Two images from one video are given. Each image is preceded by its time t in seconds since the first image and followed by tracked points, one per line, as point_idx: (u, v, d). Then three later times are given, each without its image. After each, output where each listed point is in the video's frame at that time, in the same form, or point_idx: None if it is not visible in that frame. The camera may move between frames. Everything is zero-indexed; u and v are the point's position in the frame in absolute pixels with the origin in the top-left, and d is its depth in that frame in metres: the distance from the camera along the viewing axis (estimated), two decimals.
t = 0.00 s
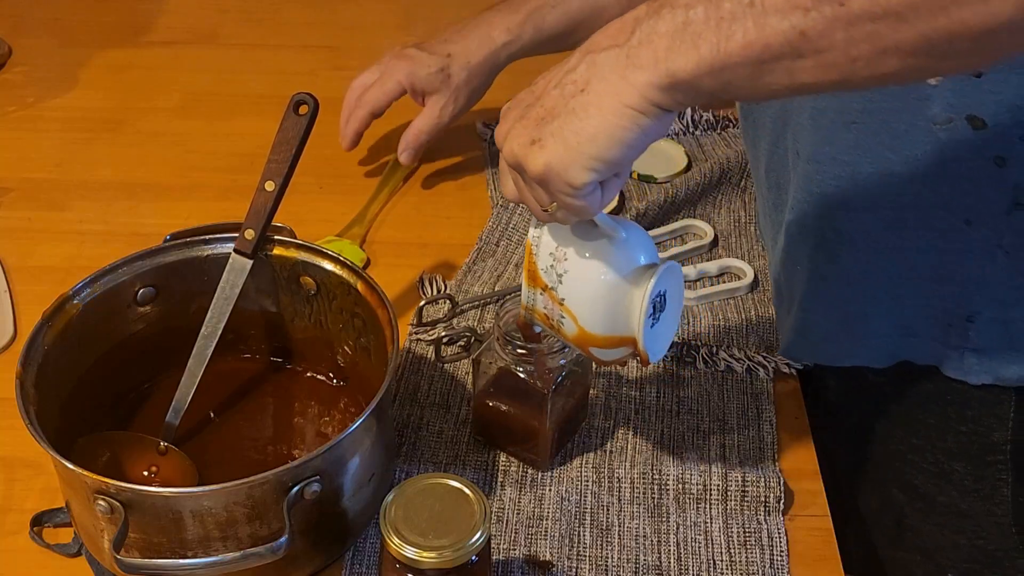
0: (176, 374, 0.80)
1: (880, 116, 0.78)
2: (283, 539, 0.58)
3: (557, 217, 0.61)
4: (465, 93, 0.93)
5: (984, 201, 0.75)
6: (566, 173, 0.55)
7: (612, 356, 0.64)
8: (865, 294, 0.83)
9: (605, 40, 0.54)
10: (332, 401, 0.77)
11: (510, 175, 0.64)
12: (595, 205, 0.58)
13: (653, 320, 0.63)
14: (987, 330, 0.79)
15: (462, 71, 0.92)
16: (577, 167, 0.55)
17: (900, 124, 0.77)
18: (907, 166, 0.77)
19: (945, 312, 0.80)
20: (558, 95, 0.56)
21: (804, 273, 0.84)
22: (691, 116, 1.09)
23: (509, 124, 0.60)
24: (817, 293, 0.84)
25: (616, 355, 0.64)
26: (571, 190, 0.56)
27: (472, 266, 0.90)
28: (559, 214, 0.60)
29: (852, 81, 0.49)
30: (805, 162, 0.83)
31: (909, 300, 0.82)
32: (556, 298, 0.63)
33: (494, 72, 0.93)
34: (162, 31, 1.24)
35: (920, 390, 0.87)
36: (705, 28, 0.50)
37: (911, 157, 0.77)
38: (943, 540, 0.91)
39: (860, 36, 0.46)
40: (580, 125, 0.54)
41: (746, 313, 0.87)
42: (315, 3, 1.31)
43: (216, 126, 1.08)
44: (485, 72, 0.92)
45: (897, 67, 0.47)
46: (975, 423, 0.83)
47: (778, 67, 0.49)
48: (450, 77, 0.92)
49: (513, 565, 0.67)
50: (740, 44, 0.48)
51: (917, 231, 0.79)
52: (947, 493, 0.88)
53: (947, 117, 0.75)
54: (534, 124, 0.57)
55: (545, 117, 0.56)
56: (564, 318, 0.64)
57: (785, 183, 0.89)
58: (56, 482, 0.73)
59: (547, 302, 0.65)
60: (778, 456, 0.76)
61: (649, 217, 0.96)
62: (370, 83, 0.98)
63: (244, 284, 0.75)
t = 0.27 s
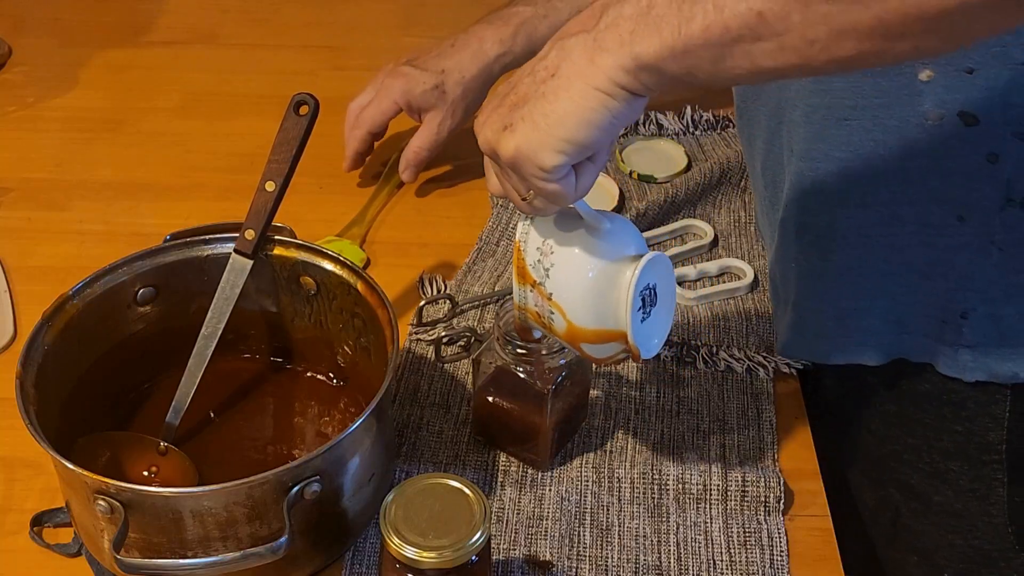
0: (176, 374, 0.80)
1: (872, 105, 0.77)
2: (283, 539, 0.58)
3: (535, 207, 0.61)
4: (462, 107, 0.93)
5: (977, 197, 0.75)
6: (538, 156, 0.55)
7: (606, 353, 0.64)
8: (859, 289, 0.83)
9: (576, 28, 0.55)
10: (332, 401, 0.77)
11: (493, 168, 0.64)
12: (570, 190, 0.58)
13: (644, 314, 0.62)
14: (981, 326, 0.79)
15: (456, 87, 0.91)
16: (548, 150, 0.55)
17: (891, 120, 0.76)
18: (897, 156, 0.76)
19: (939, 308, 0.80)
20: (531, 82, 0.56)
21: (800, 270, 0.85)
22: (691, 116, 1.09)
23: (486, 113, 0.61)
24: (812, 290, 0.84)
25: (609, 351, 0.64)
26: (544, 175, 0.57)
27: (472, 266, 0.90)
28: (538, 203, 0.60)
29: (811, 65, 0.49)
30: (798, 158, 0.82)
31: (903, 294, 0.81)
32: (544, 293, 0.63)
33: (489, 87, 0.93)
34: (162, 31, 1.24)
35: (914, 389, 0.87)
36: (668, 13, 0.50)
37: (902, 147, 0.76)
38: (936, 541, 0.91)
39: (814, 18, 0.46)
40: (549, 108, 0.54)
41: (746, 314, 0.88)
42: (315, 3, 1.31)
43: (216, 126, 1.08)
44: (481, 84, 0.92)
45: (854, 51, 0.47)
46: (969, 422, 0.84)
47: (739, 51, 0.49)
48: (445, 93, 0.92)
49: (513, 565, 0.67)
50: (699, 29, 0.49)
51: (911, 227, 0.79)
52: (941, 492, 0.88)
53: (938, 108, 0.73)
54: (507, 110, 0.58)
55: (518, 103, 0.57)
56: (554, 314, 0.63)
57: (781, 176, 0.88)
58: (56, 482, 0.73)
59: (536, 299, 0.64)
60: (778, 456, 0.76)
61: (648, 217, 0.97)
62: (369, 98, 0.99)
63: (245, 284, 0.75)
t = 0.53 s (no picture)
0: (176, 375, 0.80)
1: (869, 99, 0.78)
2: (283, 539, 0.58)
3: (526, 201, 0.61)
4: (458, 101, 0.94)
5: (972, 195, 0.75)
6: (524, 147, 0.55)
7: (604, 348, 0.64)
8: (854, 287, 0.83)
9: (563, 24, 0.56)
10: (333, 400, 0.77)
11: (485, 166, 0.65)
12: (558, 182, 0.58)
13: (640, 307, 0.62)
14: (976, 324, 0.79)
15: (455, 79, 0.93)
16: (534, 141, 0.55)
17: (885, 119, 0.77)
18: (891, 151, 0.77)
19: (934, 306, 0.80)
20: (520, 76, 0.57)
21: (796, 269, 0.85)
22: (691, 116, 1.10)
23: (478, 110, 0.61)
24: (810, 289, 0.84)
25: (604, 346, 0.63)
26: (531, 167, 0.57)
27: (472, 266, 0.90)
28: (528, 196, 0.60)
29: (789, 57, 0.49)
30: (793, 157, 0.82)
31: (898, 292, 0.81)
32: (541, 288, 0.63)
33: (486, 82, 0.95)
34: (162, 31, 1.24)
35: (911, 388, 0.87)
36: (649, 6, 0.50)
37: (896, 144, 0.76)
38: (933, 540, 0.91)
39: (790, 9, 0.46)
40: (536, 99, 0.54)
41: (746, 314, 0.88)
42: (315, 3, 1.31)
43: (216, 126, 1.08)
44: (478, 79, 0.94)
45: (837, 43, 0.47)
46: (964, 422, 0.84)
47: (717, 41, 0.50)
48: (443, 84, 0.93)
49: (512, 565, 0.67)
50: (678, 22, 0.49)
51: (905, 225, 0.79)
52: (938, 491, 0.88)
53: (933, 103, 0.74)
54: (495, 105, 0.58)
55: (505, 98, 0.57)
56: (551, 308, 0.63)
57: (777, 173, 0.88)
58: (55, 482, 0.73)
59: (534, 294, 0.64)
60: (778, 456, 0.76)
61: (648, 217, 0.97)
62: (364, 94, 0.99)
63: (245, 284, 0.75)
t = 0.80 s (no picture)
0: (176, 375, 0.80)
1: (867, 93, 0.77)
2: (283, 539, 0.58)
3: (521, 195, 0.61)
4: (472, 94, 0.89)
5: (970, 194, 0.75)
6: (514, 140, 0.55)
7: (601, 344, 0.63)
8: (853, 286, 0.83)
9: (553, 19, 0.55)
10: (333, 400, 0.77)
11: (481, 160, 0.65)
12: (550, 175, 0.58)
13: (636, 302, 0.62)
14: (975, 323, 0.78)
15: (467, 71, 0.89)
16: (524, 135, 0.55)
17: (883, 119, 0.77)
18: (890, 151, 0.77)
19: (933, 305, 0.80)
20: (510, 71, 0.56)
21: (796, 268, 0.85)
22: (691, 116, 1.10)
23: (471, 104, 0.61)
24: (811, 289, 0.83)
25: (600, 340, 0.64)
26: (522, 160, 0.57)
27: (472, 266, 0.90)
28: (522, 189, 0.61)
29: (773, 52, 0.49)
30: (791, 157, 0.82)
31: (896, 290, 0.81)
32: (537, 285, 0.63)
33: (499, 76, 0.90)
34: (162, 31, 1.24)
35: (910, 388, 0.87)
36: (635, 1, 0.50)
37: (894, 140, 0.76)
38: (933, 541, 0.91)
39: (773, 3, 0.46)
40: (526, 93, 0.54)
41: (746, 313, 0.88)
42: (315, 3, 1.31)
43: (216, 126, 1.08)
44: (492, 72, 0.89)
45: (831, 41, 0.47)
46: (963, 422, 0.84)
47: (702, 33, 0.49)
48: (455, 76, 0.89)
49: (512, 565, 0.67)
50: (663, 16, 0.49)
51: (903, 224, 0.79)
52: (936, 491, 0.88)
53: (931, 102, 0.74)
54: (487, 99, 0.58)
55: (496, 92, 0.57)
56: (548, 305, 0.63)
57: (776, 171, 0.88)
58: (55, 482, 0.73)
59: (530, 291, 0.64)
60: (778, 456, 0.76)
61: (648, 216, 0.97)
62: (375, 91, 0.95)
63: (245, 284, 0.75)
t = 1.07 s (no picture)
0: (176, 375, 0.80)
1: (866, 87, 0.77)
2: (284, 539, 0.58)
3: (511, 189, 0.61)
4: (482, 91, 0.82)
5: (969, 193, 0.75)
6: (500, 130, 0.55)
7: (595, 338, 0.63)
8: (853, 285, 0.83)
9: (542, 12, 0.56)
10: (334, 400, 0.77)
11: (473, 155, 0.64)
12: (538, 165, 0.57)
13: (629, 296, 0.62)
14: (974, 322, 0.78)
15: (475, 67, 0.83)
16: (510, 124, 0.54)
17: (881, 117, 0.77)
18: (889, 150, 0.77)
19: (932, 304, 0.80)
20: (499, 63, 0.56)
21: (795, 267, 0.84)
22: (691, 116, 1.10)
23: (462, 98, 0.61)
24: (811, 288, 0.83)
25: (593, 334, 0.63)
26: (510, 152, 0.56)
27: (472, 266, 0.90)
28: (511, 183, 0.60)
29: (753, 44, 0.50)
30: (790, 157, 0.82)
31: (895, 290, 0.81)
32: (531, 278, 0.63)
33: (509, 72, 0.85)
34: (162, 31, 1.24)
35: (910, 389, 0.87)
36: None
37: (892, 138, 0.77)
38: (933, 541, 0.90)
39: None
40: (512, 83, 0.54)
41: (746, 313, 0.88)
42: (315, 3, 1.31)
43: (216, 126, 1.08)
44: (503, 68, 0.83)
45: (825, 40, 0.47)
46: (963, 422, 0.84)
47: (684, 25, 0.50)
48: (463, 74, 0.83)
49: (512, 565, 0.67)
50: (645, 9, 0.50)
51: (902, 223, 0.79)
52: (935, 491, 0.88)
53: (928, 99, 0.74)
54: (476, 91, 0.57)
55: (485, 84, 0.57)
56: (542, 300, 0.63)
57: (777, 169, 0.88)
58: (56, 482, 0.73)
59: (525, 285, 0.64)
60: (778, 456, 0.76)
61: (648, 216, 0.97)
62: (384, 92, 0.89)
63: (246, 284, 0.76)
